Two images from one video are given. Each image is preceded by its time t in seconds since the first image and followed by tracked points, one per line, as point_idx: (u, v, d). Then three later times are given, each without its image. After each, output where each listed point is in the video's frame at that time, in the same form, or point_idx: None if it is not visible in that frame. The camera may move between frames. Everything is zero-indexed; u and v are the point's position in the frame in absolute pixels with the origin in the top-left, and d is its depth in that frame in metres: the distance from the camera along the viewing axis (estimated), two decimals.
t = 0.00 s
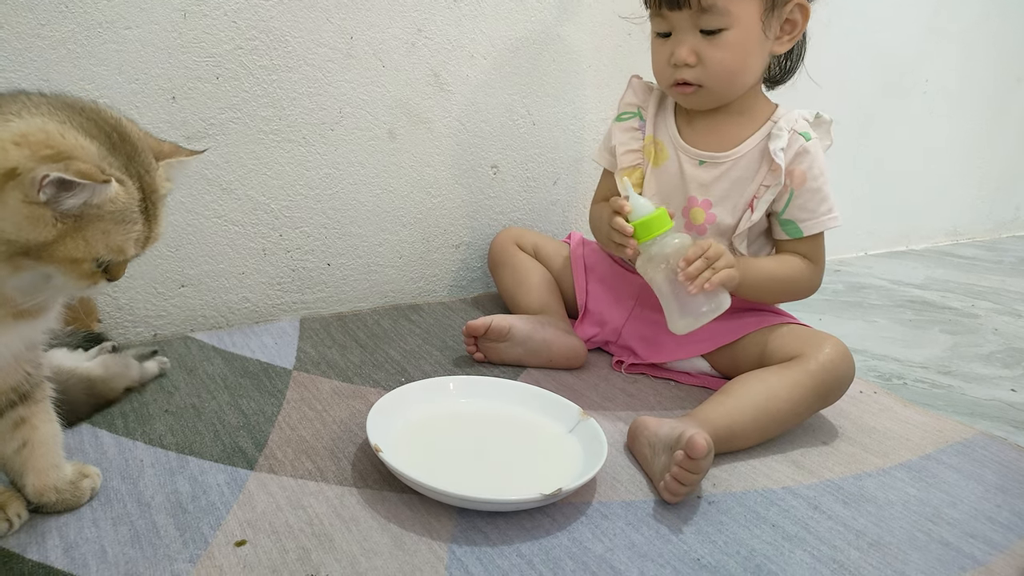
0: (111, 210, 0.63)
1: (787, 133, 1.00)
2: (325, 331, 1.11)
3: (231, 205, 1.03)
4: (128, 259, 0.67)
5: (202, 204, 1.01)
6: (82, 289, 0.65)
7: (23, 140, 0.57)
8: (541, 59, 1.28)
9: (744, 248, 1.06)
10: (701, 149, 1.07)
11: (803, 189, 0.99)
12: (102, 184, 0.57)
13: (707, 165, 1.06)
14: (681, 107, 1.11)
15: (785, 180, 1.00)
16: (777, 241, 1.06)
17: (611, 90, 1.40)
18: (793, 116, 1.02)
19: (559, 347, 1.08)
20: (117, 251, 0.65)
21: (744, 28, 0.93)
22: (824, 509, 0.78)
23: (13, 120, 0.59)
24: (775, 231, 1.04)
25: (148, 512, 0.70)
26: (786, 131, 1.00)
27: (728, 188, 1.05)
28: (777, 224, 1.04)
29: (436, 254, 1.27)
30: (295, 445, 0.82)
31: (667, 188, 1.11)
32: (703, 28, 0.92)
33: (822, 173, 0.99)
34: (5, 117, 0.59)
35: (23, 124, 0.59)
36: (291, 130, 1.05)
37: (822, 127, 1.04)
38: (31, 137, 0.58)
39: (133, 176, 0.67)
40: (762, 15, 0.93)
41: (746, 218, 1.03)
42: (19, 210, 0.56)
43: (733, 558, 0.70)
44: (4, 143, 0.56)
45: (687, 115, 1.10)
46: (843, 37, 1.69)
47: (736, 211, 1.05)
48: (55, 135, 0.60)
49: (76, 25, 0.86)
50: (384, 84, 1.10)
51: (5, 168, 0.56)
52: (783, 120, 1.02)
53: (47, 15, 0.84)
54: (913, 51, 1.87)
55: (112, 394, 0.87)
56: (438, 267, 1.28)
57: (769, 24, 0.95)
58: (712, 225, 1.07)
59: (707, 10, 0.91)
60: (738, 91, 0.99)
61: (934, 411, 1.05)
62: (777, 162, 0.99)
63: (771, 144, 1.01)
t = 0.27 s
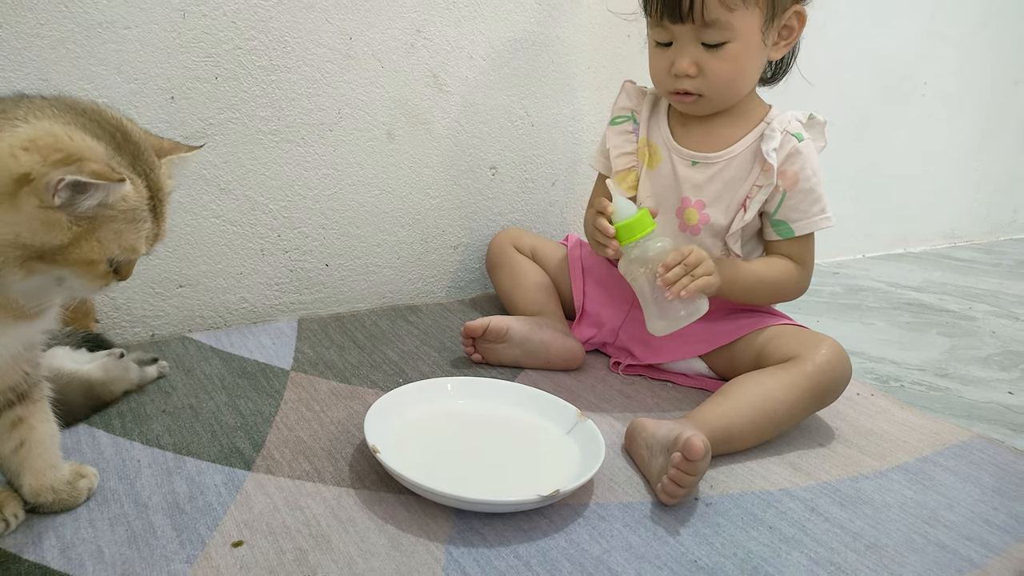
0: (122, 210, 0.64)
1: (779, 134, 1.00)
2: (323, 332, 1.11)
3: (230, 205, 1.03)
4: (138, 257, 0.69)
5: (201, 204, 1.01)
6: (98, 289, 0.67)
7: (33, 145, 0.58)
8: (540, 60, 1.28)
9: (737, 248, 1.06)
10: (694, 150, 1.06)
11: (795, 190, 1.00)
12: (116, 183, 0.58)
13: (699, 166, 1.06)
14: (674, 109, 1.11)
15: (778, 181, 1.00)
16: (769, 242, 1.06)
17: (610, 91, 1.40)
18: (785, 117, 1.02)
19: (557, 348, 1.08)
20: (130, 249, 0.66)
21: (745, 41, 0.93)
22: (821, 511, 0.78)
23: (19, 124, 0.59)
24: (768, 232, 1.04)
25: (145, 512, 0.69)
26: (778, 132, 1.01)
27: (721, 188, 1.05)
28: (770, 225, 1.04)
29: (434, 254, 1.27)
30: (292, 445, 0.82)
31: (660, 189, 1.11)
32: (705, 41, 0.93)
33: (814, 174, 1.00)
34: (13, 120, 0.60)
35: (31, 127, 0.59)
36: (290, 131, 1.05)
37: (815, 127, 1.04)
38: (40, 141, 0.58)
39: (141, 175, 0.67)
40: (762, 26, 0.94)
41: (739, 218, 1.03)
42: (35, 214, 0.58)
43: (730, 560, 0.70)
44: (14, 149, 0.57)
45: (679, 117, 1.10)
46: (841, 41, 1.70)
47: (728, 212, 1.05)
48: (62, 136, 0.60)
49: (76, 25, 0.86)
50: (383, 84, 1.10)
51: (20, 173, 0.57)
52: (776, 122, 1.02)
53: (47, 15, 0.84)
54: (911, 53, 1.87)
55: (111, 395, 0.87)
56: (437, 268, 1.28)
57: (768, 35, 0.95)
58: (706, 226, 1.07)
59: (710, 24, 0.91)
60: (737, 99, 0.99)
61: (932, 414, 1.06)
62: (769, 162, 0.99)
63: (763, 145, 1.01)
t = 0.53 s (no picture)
0: (127, 207, 0.65)
1: (782, 137, 1.01)
2: (323, 333, 1.11)
3: (231, 206, 1.03)
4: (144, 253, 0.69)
5: (202, 204, 1.01)
6: (106, 287, 0.68)
7: (37, 144, 0.59)
8: (541, 62, 1.28)
9: (739, 251, 1.06)
10: (697, 152, 1.06)
11: (798, 193, 1.00)
12: (122, 178, 0.59)
13: (702, 168, 1.06)
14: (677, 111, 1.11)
15: (781, 184, 1.01)
16: (771, 245, 1.07)
17: (610, 93, 1.40)
18: (789, 120, 1.03)
19: (557, 350, 1.08)
20: (137, 246, 0.67)
21: (753, 48, 0.93)
22: (822, 513, 0.78)
23: (23, 123, 0.60)
24: (770, 235, 1.05)
25: (146, 512, 0.70)
26: (781, 135, 1.01)
27: (724, 191, 1.05)
28: (772, 228, 1.04)
29: (435, 256, 1.27)
30: (293, 446, 0.82)
31: (662, 192, 1.11)
32: (712, 48, 0.92)
33: (817, 178, 1.00)
34: (17, 121, 0.61)
35: (35, 127, 0.60)
36: (291, 131, 1.05)
37: (817, 130, 1.05)
38: (44, 140, 0.59)
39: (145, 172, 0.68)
40: (769, 32, 0.93)
41: (742, 221, 1.03)
42: (44, 212, 0.59)
43: (731, 561, 0.70)
44: (20, 148, 0.58)
45: (682, 120, 1.10)
46: (842, 43, 1.70)
47: (731, 214, 1.05)
48: (66, 135, 0.61)
49: (77, 25, 0.86)
50: (384, 85, 1.10)
51: (27, 172, 0.58)
52: (779, 124, 1.02)
53: (48, 15, 0.84)
54: (911, 56, 1.87)
55: (111, 395, 0.87)
56: (437, 269, 1.28)
57: (775, 40, 0.95)
58: (708, 228, 1.06)
59: (718, 32, 0.91)
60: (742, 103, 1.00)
61: (932, 416, 1.06)
62: (772, 165, 1.00)
63: (767, 148, 1.01)
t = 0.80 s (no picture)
0: (131, 209, 0.65)
1: (787, 139, 1.01)
2: (325, 335, 1.11)
3: (233, 208, 1.03)
4: (148, 255, 0.70)
5: (203, 207, 1.01)
6: (110, 289, 0.68)
7: (40, 147, 0.59)
8: (542, 64, 1.28)
9: (743, 253, 1.06)
10: (701, 153, 1.07)
11: (803, 195, 1.00)
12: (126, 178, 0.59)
13: (707, 169, 1.06)
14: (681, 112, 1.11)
15: (786, 186, 1.01)
16: (775, 247, 1.07)
17: (611, 95, 1.40)
18: (792, 122, 1.03)
19: (559, 351, 1.08)
20: (140, 247, 0.67)
21: (768, 52, 0.93)
22: (823, 515, 0.78)
23: (25, 127, 0.60)
24: (774, 236, 1.05)
25: (149, 514, 0.70)
26: (786, 137, 1.01)
27: (728, 192, 1.05)
28: (776, 230, 1.04)
29: (436, 258, 1.27)
30: (295, 448, 0.82)
31: (666, 193, 1.11)
32: (729, 53, 0.92)
33: (821, 180, 1.00)
34: (18, 124, 0.61)
35: (37, 130, 0.61)
36: (292, 134, 1.05)
37: (821, 132, 1.05)
38: (47, 142, 0.60)
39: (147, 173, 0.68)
40: (783, 37, 0.94)
41: (747, 222, 1.03)
42: (47, 215, 0.59)
43: (732, 563, 0.70)
44: (23, 151, 0.59)
45: (685, 122, 1.10)
46: (844, 44, 1.70)
47: (736, 216, 1.05)
48: (68, 137, 0.61)
49: (79, 29, 0.86)
50: (385, 88, 1.11)
51: (29, 175, 0.58)
52: (783, 126, 1.03)
53: (50, 18, 0.84)
54: (914, 57, 1.87)
55: (114, 397, 0.87)
56: (438, 271, 1.28)
57: (787, 43, 0.95)
58: (712, 229, 1.06)
59: (736, 37, 0.90)
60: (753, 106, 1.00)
61: (933, 417, 1.06)
62: (777, 167, 1.00)
63: (771, 149, 1.01)
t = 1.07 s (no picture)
0: (130, 202, 0.65)
1: (790, 141, 1.01)
2: (325, 337, 1.11)
3: (233, 210, 1.03)
4: (150, 247, 0.70)
5: (204, 209, 1.01)
6: (114, 285, 0.69)
7: (37, 144, 0.59)
8: (542, 66, 1.28)
9: (746, 255, 1.06)
10: (704, 156, 1.07)
11: (807, 197, 1.00)
12: (125, 168, 0.60)
13: (709, 171, 1.06)
14: (682, 116, 1.12)
15: (790, 188, 1.01)
16: (777, 249, 1.07)
17: (611, 96, 1.40)
18: (795, 124, 1.04)
19: (559, 352, 1.08)
20: (141, 239, 0.68)
21: (780, 51, 0.93)
22: (824, 516, 0.78)
23: (21, 125, 0.61)
24: (778, 238, 1.05)
25: (149, 516, 0.70)
26: (789, 138, 1.02)
27: (731, 194, 1.05)
28: (780, 232, 1.04)
29: (436, 259, 1.27)
30: (295, 450, 0.82)
31: (668, 196, 1.11)
32: (742, 52, 0.92)
33: (826, 182, 1.00)
34: (14, 123, 0.61)
35: (34, 128, 0.61)
36: (293, 136, 1.05)
37: (823, 133, 1.05)
38: (43, 139, 0.60)
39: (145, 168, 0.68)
40: (793, 35, 0.94)
41: (750, 224, 1.03)
42: (49, 212, 0.60)
43: (733, 564, 0.70)
44: (21, 150, 0.59)
45: (687, 125, 1.10)
46: (844, 45, 1.70)
47: (739, 218, 1.05)
48: (66, 133, 0.62)
49: (79, 31, 0.86)
50: (385, 90, 1.11)
51: (28, 173, 0.58)
52: (786, 128, 1.03)
53: (51, 21, 0.85)
54: (914, 57, 1.87)
55: (114, 400, 0.87)
56: (439, 272, 1.28)
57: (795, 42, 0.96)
58: (715, 232, 1.06)
59: (749, 35, 0.91)
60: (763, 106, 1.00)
61: (934, 418, 1.06)
62: (781, 169, 1.00)
63: (775, 151, 1.01)
